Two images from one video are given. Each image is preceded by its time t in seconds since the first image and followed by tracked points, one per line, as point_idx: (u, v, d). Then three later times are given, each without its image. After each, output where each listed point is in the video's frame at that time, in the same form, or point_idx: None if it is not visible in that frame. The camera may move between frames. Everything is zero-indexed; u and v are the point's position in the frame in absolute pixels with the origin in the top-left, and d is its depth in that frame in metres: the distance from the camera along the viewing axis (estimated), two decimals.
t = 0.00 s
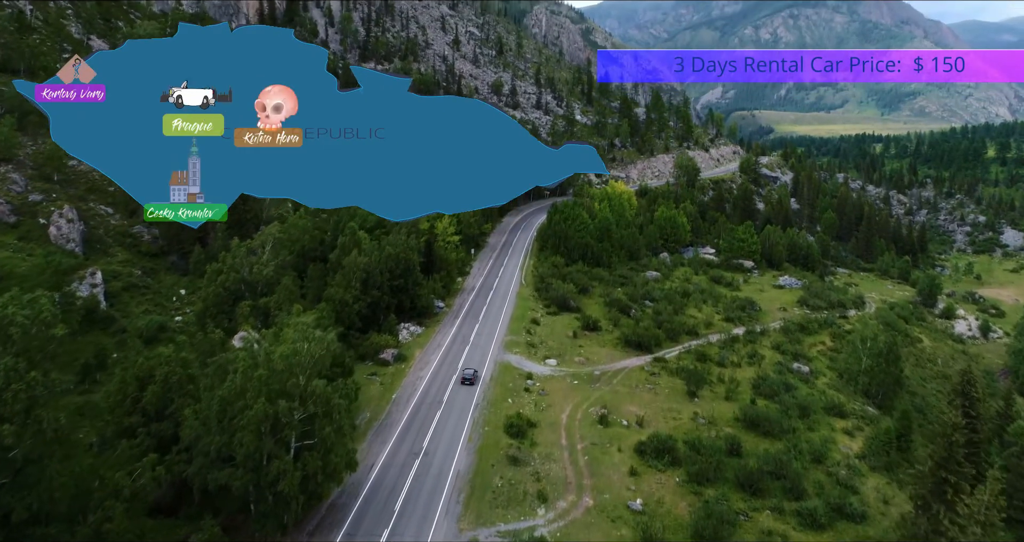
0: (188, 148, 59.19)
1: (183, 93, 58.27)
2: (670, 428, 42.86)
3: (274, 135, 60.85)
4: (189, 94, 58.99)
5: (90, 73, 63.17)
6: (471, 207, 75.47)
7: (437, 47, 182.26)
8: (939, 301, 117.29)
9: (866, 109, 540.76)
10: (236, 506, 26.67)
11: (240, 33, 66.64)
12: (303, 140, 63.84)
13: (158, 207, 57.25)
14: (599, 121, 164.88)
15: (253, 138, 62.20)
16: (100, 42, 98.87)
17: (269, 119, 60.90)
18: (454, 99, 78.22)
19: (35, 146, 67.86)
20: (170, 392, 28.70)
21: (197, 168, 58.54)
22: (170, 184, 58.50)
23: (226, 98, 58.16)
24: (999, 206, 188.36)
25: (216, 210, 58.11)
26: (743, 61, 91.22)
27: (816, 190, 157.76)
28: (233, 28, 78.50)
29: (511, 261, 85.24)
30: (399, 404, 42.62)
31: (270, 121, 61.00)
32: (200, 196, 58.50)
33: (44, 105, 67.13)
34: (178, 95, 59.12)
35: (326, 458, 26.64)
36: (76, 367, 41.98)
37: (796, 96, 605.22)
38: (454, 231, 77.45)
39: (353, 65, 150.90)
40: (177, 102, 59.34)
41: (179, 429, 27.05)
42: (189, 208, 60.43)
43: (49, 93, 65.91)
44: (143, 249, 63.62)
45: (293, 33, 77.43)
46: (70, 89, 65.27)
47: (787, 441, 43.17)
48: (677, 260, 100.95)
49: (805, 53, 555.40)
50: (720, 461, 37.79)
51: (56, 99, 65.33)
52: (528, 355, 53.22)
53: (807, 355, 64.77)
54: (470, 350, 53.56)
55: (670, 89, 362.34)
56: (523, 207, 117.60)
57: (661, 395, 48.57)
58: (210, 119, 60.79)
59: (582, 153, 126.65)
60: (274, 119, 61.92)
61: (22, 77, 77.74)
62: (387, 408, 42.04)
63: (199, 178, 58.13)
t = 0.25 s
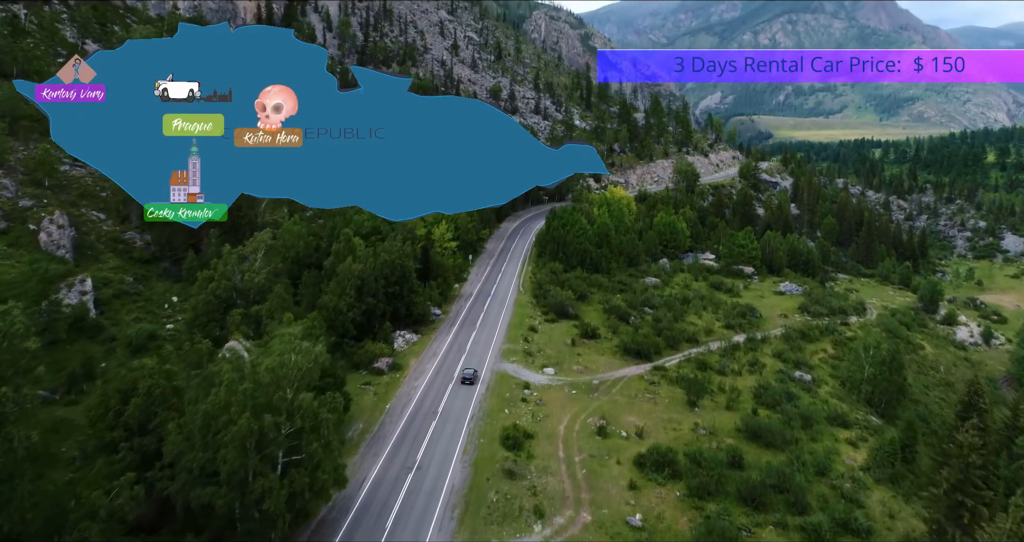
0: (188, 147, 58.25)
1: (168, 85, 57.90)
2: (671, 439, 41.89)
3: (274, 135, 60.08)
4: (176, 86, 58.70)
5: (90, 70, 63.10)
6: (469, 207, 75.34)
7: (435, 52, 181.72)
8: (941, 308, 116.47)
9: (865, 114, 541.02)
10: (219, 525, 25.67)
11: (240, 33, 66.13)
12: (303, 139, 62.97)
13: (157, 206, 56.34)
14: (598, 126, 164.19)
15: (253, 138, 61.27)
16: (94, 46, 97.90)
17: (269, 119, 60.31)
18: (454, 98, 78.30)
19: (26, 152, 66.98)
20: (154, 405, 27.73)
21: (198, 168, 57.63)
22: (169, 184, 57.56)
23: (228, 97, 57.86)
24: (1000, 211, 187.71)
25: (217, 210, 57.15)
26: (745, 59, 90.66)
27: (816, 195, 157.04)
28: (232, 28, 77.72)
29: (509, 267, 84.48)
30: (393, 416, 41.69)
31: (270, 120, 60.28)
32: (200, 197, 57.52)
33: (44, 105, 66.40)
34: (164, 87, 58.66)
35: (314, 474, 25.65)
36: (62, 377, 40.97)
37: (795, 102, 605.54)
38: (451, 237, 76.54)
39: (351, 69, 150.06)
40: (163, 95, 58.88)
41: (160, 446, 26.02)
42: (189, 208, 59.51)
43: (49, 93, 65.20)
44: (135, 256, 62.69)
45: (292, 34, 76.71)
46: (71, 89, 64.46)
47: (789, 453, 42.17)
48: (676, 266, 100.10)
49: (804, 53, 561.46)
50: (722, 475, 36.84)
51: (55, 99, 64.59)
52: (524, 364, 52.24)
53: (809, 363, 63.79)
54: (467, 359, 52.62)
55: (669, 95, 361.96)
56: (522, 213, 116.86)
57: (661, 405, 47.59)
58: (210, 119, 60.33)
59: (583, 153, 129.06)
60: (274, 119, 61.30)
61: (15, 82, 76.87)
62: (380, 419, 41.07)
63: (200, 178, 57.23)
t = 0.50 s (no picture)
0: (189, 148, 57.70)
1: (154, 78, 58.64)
2: (670, 450, 40.98)
3: (274, 135, 60.05)
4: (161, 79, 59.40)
5: (89, 69, 65.20)
6: (466, 209, 74.96)
7: (433, 56, 181.08)
8: (941, 313, 115.70)
9: (863, 119, 541.41)
10: None
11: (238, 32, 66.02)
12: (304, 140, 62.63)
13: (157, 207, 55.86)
14: (596, 131, 163.48)
15: (253, 138, 60.90)
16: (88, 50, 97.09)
17: (270, 119, 60.09)
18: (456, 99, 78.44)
19: (16, 156, 66.14)
20: (135, 418, 26.79)
21: (198, 168, 57.34)
22: (170, 184, 57.32)
23: (225, 97, 58.52)
24: (998, 217, 187.16)
25: (217, 210, 56.59)
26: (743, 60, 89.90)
27: (815, 201, 156.37)
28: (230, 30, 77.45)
29: (506, 273, 83.73)
30: (385, 427, 40.73)
31: (270, 121, 60.21)
32: (200, 196, 57.21)
33: (45, 105, 68.29)
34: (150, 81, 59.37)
35: (300, 492, 24.69)
36: (46, 387, 40.02)
37: (793, 107, 606.13)
38: (447, 243, 75.69)
39: (348, 74, 149.32)
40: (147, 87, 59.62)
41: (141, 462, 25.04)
42: (189, 208, 59.03)
43: (50, 92, 66.95)
44: (126, 262, 61.79)
45: (290, 34, 76.87)
46: (70, 89, 66.19)
47: (791, 465, 41.22)
48: (674, 272, 99.28)
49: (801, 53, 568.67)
50: (722, 488, 35.87)
51: (55, 98, 66.19)
52: (521, 372, 51.30)
53: (810, 371, 62.88)
54: (463, 367, 51.68)
55: (667, 100, 361.69)
56: (519, 218, 116.18)
57: (660, 414, 46.68)
58: (210, 118, 60.39)
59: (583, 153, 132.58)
60: (275, 119, 61.09)
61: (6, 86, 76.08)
62: (373, 430, 40.16)
63: (200, 178, 56.87)
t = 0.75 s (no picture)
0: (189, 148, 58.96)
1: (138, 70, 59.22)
2: (669, 463, 40.02)
3: (275, 135, 60.95)
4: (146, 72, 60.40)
5: (90, 69, 66.11)
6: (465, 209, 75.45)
7: (430, 61, 180.50)
8: (941, 319, 114.89)
9: (861, 124, 541.82)
10: None
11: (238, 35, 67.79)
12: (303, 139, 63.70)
13: (157, 206, 56.52)
14: (594, 136, 162.85)
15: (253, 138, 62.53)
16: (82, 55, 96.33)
17: (270, 119, 61.00)
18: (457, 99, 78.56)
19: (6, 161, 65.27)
20: (114, 433, 25.81)
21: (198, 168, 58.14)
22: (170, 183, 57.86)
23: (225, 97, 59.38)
24: (997, 222, 186.58)
25: (216, 209, 57.41)
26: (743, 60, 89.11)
27: (813, 206, 155.71)
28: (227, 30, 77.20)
29: (503, 278, 82.97)
30: (378, 438, 39.75)
31: (270, 121, 61.28)
32: (200, 196, 57.96)
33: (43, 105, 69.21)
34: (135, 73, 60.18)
35: (284, 511, 23.66)
36: (29, 398, 39.01)
37: (791, 112, 606.78)
38: (443, 249, 74.79)
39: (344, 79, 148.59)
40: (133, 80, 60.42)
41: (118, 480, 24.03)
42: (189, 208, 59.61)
43: (50, 93, 67.56)
44: (116, 268, 60.81)
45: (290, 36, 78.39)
46: (70, 89, 66.85)
47: (793, 477, 40.24)
48: (673, 278, 98.42)
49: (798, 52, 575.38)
50: (723, 503, 34.88)
51: (55, 98, 67.21)
52: (517, 381, 50.38)
53: (811, 379, 61.94)
54: (458, 376, 50.68)
55: (665, 105, 361.39)
56: (517, 223, 115.51)
57: (658, 425, 45.74)
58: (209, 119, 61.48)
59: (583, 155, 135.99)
60: (274, 119, 62.18)
61: None
62: (365, 442, 39.19)
63: (200, 178, 57.67)
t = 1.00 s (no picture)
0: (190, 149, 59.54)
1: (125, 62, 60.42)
2: (668, 475, 39.04)
3: (274, 135, 62.38)
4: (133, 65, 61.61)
5: (89, 69, 65.71)
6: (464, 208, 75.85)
7: (428, 66, 179.92)
8: (942, 325, 114.04)
9: (859, 129, 542.11)
10: None
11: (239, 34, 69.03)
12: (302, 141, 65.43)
13: (157, 206, 56.42)
14: (592, 141, 162.14)
15: (253, 138, 63.31)
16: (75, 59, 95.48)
17: (269, 119, 62.92)
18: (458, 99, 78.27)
19: None
20: (92, 449, 24.83)
21: (198, 168, 57.99)
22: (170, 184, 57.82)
23: (225, 97, 60.66)
24: (997, 227, 185.94)
25: (216, 209, 57.02)
26: (741, 61, 88.38)
27: (813, 211, 155.01)
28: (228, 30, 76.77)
29: (500, 284, 82.16)
30: (370, 450, 38.77)
31: (270, 121, 62.65)
32: (200, 197, 57.87)
33: (45, 105, 69.33)
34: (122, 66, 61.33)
35: (268, 530, 22.59)
36: (12, 408, 38.00)
37: (789, 117, 607.26)
38: (439, 255, 73.85)
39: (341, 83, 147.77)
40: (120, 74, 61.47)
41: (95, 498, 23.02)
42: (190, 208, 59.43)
43: (51, 93, 67.46)
44: (106, 275, 59.81)
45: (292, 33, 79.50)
46: (71, 89, 66.65)
47: (796, 489, 39.24)
48: (671, 284, 97.54)
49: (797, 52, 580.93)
50: (724, 517, 33.86)
51: (55, 98, 67.08)
52: (513, 390, 49.42)
53: (812, 387, 61.00)
54: (453, 385, 49.64)
55: (663, 110, 360.88)
56: (514, 228, 114.80)
57: (657, 435, 44.80)
58: (209, 118, 61.98)
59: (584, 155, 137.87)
60: (274, 119, 63.56)
61: None
62: (356, 454, 38.19)
63: (200, 178, 57.62)
